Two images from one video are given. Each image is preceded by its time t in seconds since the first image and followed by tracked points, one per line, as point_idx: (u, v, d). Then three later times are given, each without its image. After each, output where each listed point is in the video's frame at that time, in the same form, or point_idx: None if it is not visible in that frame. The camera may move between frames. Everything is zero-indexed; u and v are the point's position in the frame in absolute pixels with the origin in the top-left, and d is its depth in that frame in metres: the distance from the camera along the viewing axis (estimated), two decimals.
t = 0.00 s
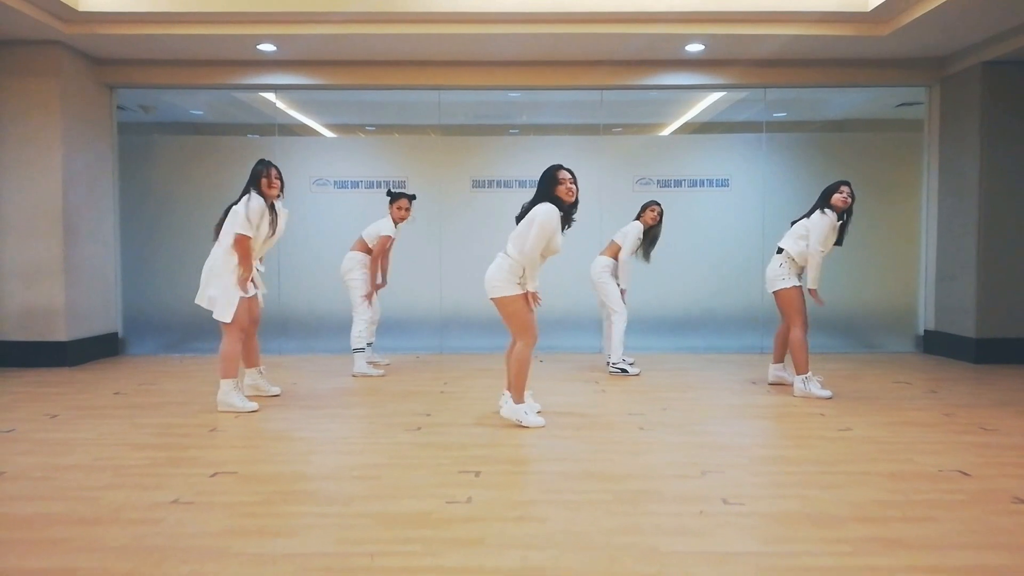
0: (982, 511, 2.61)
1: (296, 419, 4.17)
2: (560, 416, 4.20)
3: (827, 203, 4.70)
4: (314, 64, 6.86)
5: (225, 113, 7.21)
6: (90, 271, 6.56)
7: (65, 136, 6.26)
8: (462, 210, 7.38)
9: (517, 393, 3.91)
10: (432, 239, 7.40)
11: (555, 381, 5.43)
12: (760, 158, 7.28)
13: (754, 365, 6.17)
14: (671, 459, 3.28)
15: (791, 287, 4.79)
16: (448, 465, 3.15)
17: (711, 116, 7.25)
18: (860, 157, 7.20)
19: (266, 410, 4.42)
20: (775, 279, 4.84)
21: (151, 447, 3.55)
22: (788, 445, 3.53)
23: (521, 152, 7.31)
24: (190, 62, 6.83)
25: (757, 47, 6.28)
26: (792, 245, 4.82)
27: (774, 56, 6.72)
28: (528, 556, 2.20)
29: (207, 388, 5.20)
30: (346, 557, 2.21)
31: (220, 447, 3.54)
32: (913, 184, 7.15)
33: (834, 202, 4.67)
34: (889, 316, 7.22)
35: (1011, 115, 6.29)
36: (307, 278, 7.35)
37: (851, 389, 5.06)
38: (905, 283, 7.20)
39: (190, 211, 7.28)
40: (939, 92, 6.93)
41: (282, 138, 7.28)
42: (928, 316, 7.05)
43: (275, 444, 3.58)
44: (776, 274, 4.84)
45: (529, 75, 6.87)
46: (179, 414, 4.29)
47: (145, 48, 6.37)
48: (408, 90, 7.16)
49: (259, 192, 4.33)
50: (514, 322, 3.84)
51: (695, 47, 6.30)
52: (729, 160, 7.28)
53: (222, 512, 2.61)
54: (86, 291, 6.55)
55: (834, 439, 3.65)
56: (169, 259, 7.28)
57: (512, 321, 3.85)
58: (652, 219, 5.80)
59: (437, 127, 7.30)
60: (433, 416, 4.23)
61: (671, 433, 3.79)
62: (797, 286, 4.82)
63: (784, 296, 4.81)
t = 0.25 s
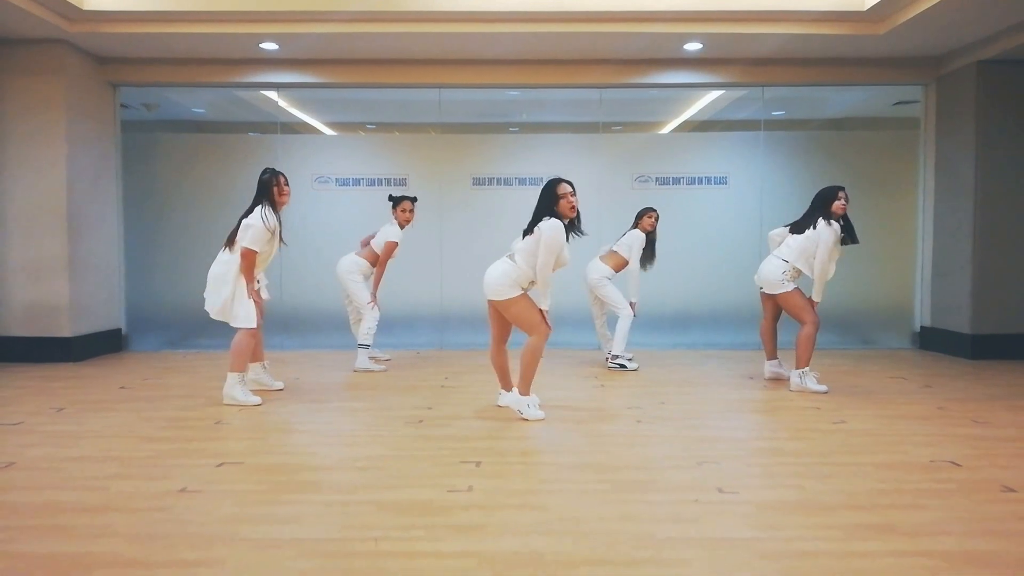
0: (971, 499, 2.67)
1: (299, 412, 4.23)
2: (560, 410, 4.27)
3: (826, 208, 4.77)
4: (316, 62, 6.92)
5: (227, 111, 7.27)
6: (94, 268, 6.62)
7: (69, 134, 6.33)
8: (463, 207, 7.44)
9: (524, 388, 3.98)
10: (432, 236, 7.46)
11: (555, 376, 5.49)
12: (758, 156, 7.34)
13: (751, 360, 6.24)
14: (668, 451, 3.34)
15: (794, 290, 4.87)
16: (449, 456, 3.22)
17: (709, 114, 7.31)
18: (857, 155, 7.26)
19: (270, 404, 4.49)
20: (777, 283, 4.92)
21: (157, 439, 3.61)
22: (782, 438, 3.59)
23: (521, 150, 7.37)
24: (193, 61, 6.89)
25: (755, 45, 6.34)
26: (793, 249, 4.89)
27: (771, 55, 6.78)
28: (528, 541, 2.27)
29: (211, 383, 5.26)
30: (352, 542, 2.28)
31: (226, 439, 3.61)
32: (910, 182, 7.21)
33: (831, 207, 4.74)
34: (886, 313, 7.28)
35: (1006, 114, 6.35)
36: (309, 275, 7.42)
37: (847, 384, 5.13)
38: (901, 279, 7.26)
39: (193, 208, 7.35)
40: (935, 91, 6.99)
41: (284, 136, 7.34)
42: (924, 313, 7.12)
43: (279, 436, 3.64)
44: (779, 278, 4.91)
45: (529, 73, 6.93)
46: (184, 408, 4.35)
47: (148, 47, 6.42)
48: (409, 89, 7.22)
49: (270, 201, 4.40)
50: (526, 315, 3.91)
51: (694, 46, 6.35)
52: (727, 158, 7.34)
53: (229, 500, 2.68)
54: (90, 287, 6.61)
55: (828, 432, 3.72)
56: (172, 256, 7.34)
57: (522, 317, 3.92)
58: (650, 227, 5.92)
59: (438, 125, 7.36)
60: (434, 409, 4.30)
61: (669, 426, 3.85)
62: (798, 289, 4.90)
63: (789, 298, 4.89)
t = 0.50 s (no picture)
0: (964, 485, 2.72)
1: (302, 403, 4.28)
2: (560, 401, 4.31)
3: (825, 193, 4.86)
4: (318, 58, 6.96)
5: (229, 106, 7.31)
6: (97, 262, 6.66)
7: (73, 128, 6.36)
8: (464, 202, 7.48)
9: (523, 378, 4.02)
10: (434, 231, 7.51)
11: (555, 369, 5.54)
12: (757, 152, 7.38)
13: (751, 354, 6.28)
14: (666, 440, 3.39)
15: (797, 277, 4.88)
16: (451, 445, 3.26)
17: (710, 110, 7.34)
18: (856, 150, 7.31)
19: (273, 395, 4.53)
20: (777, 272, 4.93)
21: (163, 429, 3.65)
22: (780, 428, 3.64)
23: (522, 146, 7.41)
24: (196, 56, 6.93)
25: (755, 41, 6.37)
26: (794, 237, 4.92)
27: (770, 51, 6.82)
28: (529, 524, 2.32)
29: (214, 376, 5.30)
30: (357, 525, 2.33)
31: (231, 429, 3.65)
32: (908, 177, 7.25)
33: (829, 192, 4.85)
34: (884, 308, 7.33)
35: (1004, 109, 6.39)
36: (311, 270, 7.46)
37: (845, 377, 5.18)
38: (899, 274, 7.31)
39: (195, 203, 7.39)
40: (934, 87, 7.03)
41: (286, 131, 7.38)
42: (922, 307, 7.17)
43: (284, 426, 3.69)
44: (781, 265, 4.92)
45: (530, 69, 6.97)
46: (189, 399, 4.40)
47: (151, 43, 6.46)
48: (410, 84, 7.25)
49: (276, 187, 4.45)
50: (528, 305, 3.96)
51: (694, 42, 6.39)
52: (726, 153, 7.39)
53: (235, 486, 2.72)
54: (94, 281, 6.66)
55: (826, 422, 3.76)
56: (175, 251, 7.39)
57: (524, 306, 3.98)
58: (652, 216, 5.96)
59: (439, 121, 7.40)
60: (436, 401, 4.35)
61: (667, 417, 3.90)
62: (801, 277, 4.91)
63: (791, 286, 4.90)
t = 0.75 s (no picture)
0: (962, 472, 2.74)
1: (304, 396, 4.30)
2: (561, 393, 4.33)
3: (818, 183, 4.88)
4: (319, 53, 6.97)
5: (230, 102, 7.32)
6: (99, 257, 6.68)
7: (74, 124, 6.38)
8: (464, 198, 7.50)
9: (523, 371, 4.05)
10: (434, 227, 7.52)
11: (556, 363, 5.55)
12: (757, 147, 7.39)
13: (750, 348, 6.30)
14: (667, 430, 3.40)
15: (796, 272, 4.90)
16: (453, 435, 3.28)
17: (710, 105, 7.36)
18: (855, 145, 7.32)
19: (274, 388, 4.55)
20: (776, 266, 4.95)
21: (166, 420, 3.67)
22: (779, 418, 3.65)
23: (522, 141, 7.43)
24: (197, 52, 6.94)
25: (755, 36, 6.39)
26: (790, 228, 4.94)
27: (770, 46, 6.83)
28: (532, 510, 2.34)
29: (215, 370, 5.32)
30: (361, 511, 2.35)
31: (234, 420, 3.66)
32: (907, 172, 7.27)
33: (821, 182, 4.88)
34: (884, 302, 7.35)
35: (1004, 103, 6.40)
36: (312, 265, 7.48)
37: (844, 370, 5.19)
38: (898, 269, 7.33)
39: (196, 199, 7.41)
40: (933, 81, 7.04)
41: (287, 127, 7.40)
42: (922, 302, 7.18)
43: (286, 417, 3.71)
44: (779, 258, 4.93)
45: (530, 64, 6.98)
46: (192, 392, 4.41)
47: (153, 38, 6.47)
48: (410, 80, 7.26)
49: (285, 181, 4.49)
50: (526, 298, 3.98)
51: (694, 37, 6.41)
52: (726, 148, 7.40)
53: (239, 474, 2.74)
54: (96, 277, 6.67)
55: (825, 413, 3.78)
56: (176, 247, 7.41)
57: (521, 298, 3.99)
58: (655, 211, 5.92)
59: (439, 116, 7.41)
60: (437, 393, 4.36)
61: (667, 408, 3.91)
62: (800, 271, 4.93)
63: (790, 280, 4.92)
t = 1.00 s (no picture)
0: (967, 464, 2.72)
1: (304, 388, 4.28)
2: (562, 386, 4.31)
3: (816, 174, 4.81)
4: (319, 46, 6.94)
5: (230, 95, 7.29)
6: (97, 250, 6.65)
7: (73, 116, 6.35)
8: (464, 192, 7.47)
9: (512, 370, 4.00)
10: (435, 221, 7.49)
11: (557, 357, 5.53)
12: (759, 141, 7.36)
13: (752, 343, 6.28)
14: (668, 422, 3.38)
15: (791, 257, 4.86)
16: (453, 427, 3.26)
17: (712, 99, 7.32)
18: (857, 140, 7.29)
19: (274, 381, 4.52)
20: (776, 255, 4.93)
21: (164, 412, 3.64)
22: (782, 411, 3.63)
23: (523, 135, 7.40)
24: (196, 45, 6.91)
25: (757, 29, 6.35)
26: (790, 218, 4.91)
27: (771, 40, 6.80)
28: (534, 500, 2.31)
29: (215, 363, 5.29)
30: (360, 501, 2.32)
31: (233, 412, 3.64)
32: (910, 166, 7.23)
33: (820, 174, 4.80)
34: (885, 298, 7.32)
35: (1007, 97, 6.37)
36: (312, 259, 7.45)
37: (846, 364, 5.17)
38: (900, 264, 7.30)
39: (196, 193, 7.38)
40: (936, 75, 7.00)
41: (287, 121, 7.37)
42: (924, 297, 7.16)
43: (285, 409, 3.69)
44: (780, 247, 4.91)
45: (532, 57, 6.95)
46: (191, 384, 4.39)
47: (152, 30, 6.44)
48: (411, 73, 7.23)
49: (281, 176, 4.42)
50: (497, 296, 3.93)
51: (696, 30, 6.37)
52: (728, 143, 7.37)
53: (238, 465, 2.72)
54: (95, 270, 6.65)
55: (828, 406, 3.75)
56: (175, 241, 7.38)
57: (499, 295, 3.94)
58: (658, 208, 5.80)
59: (440, 110, 7.38)
60: (438, 386, 4.34)
61: (669, 400, 3.89)
62: (798, 257, 4.88)
63: (784, 266, 4.88)
